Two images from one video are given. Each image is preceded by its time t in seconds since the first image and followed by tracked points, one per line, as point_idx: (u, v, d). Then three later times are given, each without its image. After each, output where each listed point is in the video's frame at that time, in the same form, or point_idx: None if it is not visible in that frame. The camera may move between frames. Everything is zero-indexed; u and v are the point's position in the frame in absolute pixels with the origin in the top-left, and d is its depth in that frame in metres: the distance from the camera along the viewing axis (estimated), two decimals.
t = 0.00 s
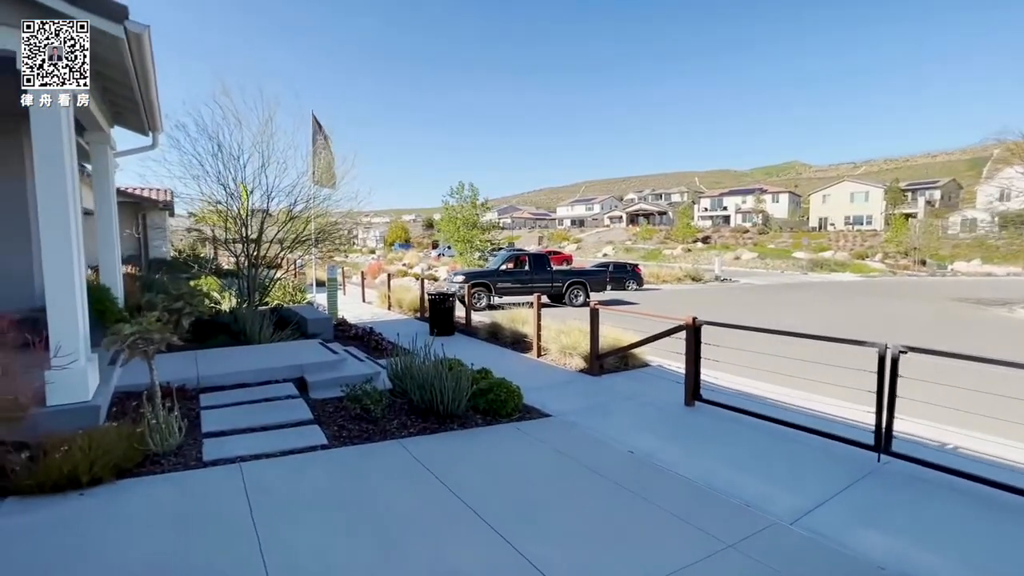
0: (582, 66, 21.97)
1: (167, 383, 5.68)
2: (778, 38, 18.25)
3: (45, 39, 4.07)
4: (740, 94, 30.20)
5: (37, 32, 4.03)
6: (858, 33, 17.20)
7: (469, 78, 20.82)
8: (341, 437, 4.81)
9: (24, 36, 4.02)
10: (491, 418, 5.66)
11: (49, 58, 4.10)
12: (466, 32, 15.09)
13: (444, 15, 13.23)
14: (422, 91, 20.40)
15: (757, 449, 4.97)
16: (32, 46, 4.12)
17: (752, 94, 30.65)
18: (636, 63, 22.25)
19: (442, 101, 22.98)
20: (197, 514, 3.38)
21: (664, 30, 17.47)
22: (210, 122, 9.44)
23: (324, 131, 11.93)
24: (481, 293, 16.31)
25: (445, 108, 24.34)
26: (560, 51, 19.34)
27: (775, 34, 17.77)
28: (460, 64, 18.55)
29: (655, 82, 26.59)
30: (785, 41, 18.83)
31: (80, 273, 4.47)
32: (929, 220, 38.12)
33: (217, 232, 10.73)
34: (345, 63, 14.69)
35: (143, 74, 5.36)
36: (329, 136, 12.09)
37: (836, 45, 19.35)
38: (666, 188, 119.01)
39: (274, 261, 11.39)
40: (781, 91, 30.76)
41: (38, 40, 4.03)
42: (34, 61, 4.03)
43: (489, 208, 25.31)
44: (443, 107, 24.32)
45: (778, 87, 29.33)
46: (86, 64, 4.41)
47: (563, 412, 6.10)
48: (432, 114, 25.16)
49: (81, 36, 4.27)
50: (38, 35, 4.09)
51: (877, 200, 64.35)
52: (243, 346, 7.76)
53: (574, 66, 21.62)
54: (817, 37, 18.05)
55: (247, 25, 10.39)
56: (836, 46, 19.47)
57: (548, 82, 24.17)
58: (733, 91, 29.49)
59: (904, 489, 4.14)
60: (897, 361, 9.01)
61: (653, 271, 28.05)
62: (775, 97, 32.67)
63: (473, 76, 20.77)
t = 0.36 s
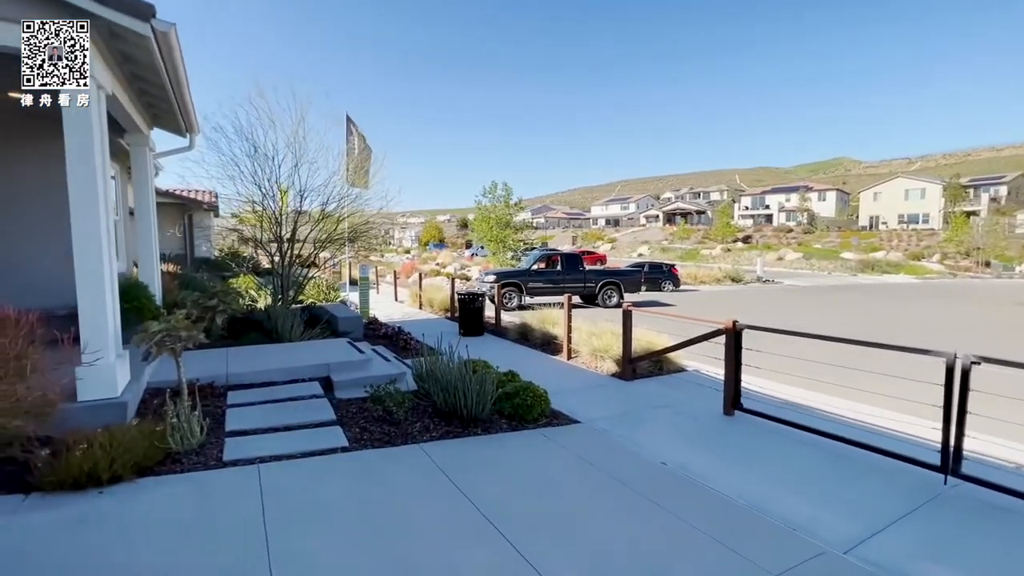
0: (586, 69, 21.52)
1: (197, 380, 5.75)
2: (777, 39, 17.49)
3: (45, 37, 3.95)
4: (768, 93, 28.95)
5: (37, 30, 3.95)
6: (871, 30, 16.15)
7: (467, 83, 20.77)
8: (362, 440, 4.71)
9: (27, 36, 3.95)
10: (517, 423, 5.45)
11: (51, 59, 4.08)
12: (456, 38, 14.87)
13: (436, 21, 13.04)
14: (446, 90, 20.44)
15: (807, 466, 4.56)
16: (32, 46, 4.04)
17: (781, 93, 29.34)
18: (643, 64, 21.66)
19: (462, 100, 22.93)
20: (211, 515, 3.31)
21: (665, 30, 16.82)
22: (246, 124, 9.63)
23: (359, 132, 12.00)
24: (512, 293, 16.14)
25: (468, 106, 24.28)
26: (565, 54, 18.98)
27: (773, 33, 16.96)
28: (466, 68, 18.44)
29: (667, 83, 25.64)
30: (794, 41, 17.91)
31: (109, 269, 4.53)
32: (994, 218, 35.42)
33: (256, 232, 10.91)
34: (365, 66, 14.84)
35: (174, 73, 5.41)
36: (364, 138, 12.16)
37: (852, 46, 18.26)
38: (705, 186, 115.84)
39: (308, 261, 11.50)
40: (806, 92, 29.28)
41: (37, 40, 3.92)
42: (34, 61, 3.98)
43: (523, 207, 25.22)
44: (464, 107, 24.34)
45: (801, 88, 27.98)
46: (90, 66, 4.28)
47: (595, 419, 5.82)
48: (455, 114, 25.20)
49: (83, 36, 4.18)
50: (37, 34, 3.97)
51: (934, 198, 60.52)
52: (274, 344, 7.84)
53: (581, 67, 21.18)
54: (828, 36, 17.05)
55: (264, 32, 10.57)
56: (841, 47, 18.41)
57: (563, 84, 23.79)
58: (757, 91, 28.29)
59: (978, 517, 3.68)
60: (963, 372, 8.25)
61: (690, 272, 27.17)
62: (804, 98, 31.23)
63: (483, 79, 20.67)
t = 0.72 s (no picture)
0: (596, 72, 21.09)
1: (215, 378, 5.76)
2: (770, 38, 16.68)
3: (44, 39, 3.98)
4: (795, 93, 27.80)
5: (37, 30, 3.98)
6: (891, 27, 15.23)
7: (479, 88, 20.65)
8: (372, 442, 4.58)
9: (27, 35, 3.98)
10: (533, 428, 5.23)
11: (49, 58, 4.15)
12: (461, 41, 14.72)
13: (438, 26, 12.94)
14: (466, 90, 20.38)
15: (847, 485, 4.18)
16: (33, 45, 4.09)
17: (808, 93, 28.11)
18: (656, 67, 21.09)
19: (480, 102, 22.85)
20: (211, 517, 3.23)
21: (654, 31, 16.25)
22: (273, 124, 9.72)
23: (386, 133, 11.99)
24: (537, 293, 15.89)
25: (486, 108, 24.14)
26: (575, 57, 18.63)
27: (788, 31, 16.17)
28: (475, 72, 18.37)
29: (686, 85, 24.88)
30: (811, 40, 17.07)
31: (126, 267, 4.54)
32: None
33: (282, 231, 10.96)
34: (382, 67, 14.87)
35: (190, 68, 5.42)
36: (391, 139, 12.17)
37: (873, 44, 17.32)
38: (740, 184, 112.59)
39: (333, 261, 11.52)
40: (831, 92, 27.98)
41: (37, 40, 3.96)
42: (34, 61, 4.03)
43: (550, 207, 24.91)
44: (485, 107, 24.22)
45: (828, 87, 26.71)
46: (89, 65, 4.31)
47: (618, 426, 5.54)
48: (475, 115, 25.16)
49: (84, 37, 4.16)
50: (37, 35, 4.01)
51: (989, 195, 56.91)
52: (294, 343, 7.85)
53: (593, 70, 20.72)
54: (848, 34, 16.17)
55: (280, 36, 10.66)
56: (861, 45, 17.44)
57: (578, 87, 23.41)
58: (782, 91, 27.19)
59: None
60: None
61: (723, 272, 26.31)
62: (833, 99, 29.87)
63: (497, 82, 20.51)
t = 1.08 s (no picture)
0: (610, 73, 20.70)
1: (232, 376, 5.76)
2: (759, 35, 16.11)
3: (45, 39, 4.05)
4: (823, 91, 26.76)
5: (39, 31, 4.02)
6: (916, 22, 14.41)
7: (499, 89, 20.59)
8: (383, 444, 4.47)
9: (26, 35, 4.02)
10: (550, 433, 5.04)
11: (49, 58, 4.26)
12: (473, 43, 14.61)
13: (447, 29, 12.86)
14: (483, 92, 20.32)
15: (888, 503, 3.86)
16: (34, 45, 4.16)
17: (838, 91, 27.04)
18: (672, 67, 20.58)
19: (497, 104, 22.76)
20: (212, 519, 3.15)
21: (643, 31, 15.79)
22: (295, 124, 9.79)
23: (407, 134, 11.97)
24: (560, 294, 15.67)
25: (504, 109, 24.00)
26: (589, 58, 18.32)
27: (807, 27, 15.50)
28: (490, 74, 18.26)
29: (705, 85, 24.22)
30: (833, 37, 16.34)
31: (141, 269, 4.55)
32: None
33: (305, 231, 11.00)
34: (400, 69, 14.91)
35: (206, 67, 5.49)
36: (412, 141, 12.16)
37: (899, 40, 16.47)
38: (772, 183, 109.62)
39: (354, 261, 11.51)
40: (858, 91, 26.86)
41: (37, 40, 3.99)
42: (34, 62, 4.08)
43: (573, 206, 24.61)
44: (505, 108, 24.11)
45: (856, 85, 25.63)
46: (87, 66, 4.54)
47: (640, 432, 5.30)
48: (494, 117, 25.09)
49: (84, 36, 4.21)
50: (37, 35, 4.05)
51: None
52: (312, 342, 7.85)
53: (607, 71, 20.33)
54: (871, 30, 15.42)
55: (298, 39, 10.73)
56: (886, 41, 16.61)
57: (594, 88, 23.08)
58: (808, 90, 26.23)
59: None
60: None
61: (752, 273, 25.55)
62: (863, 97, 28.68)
63: (517, 83, 20.38)
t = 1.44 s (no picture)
0: (619, 74, 20.32)
1: (246, 380, 5.71)
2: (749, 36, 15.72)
3: (46, 40, 4.05)
4: (844, 90, 25.84)
5: (40, 31, 4.00)
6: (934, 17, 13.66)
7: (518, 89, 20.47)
8: (394, 455, 4.32)
9: (27, 35, 4.00)
10: (568, 445, 4.83)
11: (49, 58, 4.31)
12: (483, 44, 14.47)
13: (455, 30, 12.69)
14: (497, 93, 20.20)
15: (934, 530, 3.53)
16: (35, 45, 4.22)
17: (868, 90, 26.07)
18: (684, 68, 20.09)
19: (507, 106, 22.54)
20: (211, 532, 3.04)
21: (642, 32, 15.46)
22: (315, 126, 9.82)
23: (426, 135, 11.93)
24: (580, 296, 15.41)
25: (523, 110, 23.84)
26: (599, 59, 17.98)
27: (820, 25, 14.87)
28: (505, 75, 18.12)
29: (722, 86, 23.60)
30: (850, 35, 15.65)
31: (154, 274, 4.51)
32: None
33: (325, 232, 10.98)
34: (417, 71, 14.88)
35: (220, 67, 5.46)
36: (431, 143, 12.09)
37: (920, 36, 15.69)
38: (800, 182, 106.75)
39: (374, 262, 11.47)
40: (882, 89, 25.82)
41: (37, 40, 3.98)
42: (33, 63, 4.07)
43: (595, 207, 24.27)
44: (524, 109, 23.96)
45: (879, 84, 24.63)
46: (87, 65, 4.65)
47: (664, 446, 5.02)
48: (511, 118, 24.97)
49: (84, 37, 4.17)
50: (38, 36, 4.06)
51: None
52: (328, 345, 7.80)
53: (615, 72, 19.93)
54: (889, 26, 14.71)
55: (315, 41, 10.75)
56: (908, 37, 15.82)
57: (606, 90, 22.69)
58: (829, 89, 25.33)
59: None
60: None
61: (780, 275, 24.77)
62: (895, 94, 27.58)
63: (536, 83, 20.22)
